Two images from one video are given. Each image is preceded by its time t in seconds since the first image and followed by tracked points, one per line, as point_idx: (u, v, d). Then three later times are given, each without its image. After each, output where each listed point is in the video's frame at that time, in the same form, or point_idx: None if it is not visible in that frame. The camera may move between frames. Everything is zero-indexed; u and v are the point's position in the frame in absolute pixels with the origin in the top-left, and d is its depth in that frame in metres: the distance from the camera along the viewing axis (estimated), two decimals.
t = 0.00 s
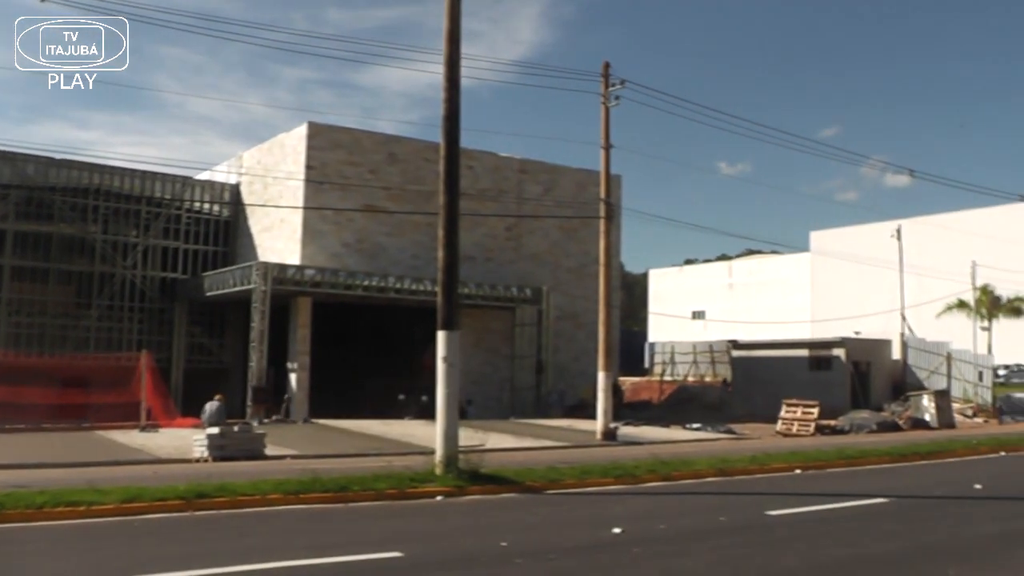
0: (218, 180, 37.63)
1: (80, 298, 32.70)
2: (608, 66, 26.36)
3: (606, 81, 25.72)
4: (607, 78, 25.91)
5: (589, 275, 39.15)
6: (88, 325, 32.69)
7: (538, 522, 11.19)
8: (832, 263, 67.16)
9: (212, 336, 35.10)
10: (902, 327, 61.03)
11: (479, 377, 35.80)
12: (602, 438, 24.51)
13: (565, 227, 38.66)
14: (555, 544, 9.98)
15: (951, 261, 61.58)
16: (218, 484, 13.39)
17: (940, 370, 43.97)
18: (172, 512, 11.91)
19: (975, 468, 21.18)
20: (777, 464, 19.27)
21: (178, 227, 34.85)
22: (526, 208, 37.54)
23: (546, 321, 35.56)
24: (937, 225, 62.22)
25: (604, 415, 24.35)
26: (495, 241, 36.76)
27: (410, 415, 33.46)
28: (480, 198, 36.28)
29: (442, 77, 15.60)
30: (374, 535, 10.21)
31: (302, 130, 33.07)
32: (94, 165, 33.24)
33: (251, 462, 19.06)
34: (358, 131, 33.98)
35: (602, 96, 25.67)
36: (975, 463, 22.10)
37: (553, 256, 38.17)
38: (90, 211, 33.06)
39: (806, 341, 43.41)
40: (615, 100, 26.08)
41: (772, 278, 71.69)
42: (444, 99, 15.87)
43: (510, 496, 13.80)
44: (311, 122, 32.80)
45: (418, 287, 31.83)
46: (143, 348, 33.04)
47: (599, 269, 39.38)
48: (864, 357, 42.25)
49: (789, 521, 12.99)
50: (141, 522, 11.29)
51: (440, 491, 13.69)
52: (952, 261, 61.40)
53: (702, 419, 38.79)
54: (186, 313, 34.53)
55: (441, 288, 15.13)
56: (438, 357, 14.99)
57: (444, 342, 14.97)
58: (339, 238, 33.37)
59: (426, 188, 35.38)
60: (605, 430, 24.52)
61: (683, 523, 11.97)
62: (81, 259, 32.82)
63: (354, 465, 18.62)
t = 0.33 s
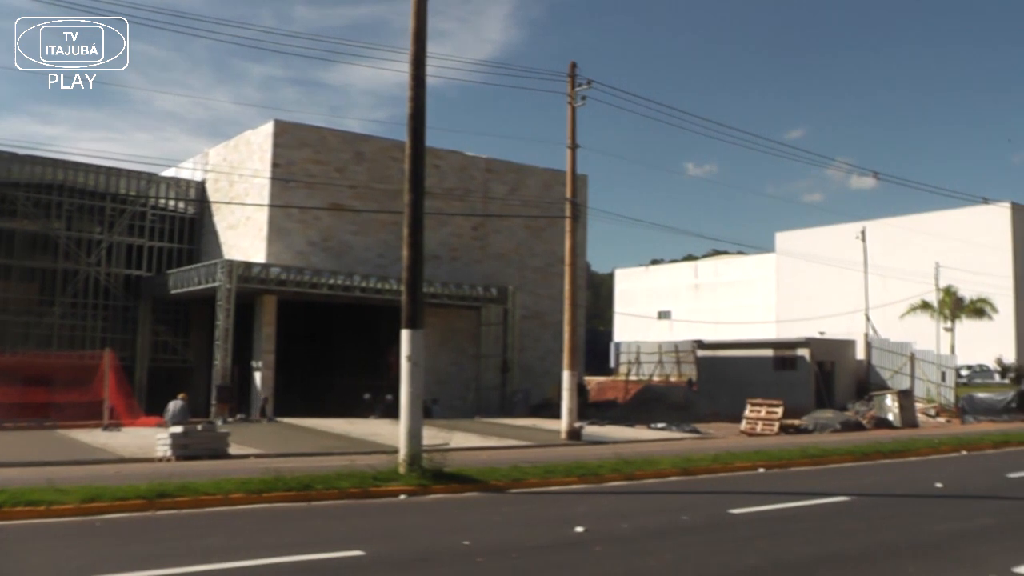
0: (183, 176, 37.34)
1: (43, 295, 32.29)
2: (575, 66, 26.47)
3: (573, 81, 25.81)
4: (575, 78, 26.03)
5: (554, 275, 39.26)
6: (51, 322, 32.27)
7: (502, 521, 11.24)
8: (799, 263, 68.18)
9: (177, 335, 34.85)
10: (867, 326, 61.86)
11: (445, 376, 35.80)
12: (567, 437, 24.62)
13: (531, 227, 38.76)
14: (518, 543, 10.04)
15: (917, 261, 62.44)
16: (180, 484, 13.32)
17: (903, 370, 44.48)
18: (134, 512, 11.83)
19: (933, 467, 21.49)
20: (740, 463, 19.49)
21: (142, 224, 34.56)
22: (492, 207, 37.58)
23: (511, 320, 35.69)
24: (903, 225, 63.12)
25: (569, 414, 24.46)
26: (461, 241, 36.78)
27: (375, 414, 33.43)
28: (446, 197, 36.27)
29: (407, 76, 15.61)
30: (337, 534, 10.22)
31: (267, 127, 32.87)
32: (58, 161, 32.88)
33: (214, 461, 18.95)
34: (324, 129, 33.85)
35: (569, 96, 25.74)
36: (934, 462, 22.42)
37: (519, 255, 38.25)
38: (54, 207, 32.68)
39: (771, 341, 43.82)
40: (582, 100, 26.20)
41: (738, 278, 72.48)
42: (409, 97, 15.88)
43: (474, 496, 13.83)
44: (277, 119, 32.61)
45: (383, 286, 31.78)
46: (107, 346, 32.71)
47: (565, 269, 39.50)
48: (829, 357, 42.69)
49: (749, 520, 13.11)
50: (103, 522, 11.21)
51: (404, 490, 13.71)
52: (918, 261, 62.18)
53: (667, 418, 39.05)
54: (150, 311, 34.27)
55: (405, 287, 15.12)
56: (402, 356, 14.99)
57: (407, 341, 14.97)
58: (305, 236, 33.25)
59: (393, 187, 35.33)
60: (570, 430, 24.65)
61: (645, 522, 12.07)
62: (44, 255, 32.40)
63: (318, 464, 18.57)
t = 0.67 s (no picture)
0: (145, 174, 37.00)
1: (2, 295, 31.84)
2: (539, 65, 26.58)
3: (538, 80, 25.90)
4: (539, 77, 26.13)
5: (518, 274, 39.32)
6: (9, 322, 31.81)
7: (462, 520, 11.28)
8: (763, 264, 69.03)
9: (138, 334, 34.54)
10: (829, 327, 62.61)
11: (409, 375, 35.76)
12: (529, 436, 24.71)
13: (495, 227, 38.82)
14: (479, 541, 10.08)
15: (879, 262, 63.30)
16: (140, 484, 13.22)
17: (864, 370, 45.01)
18: (93, 513, 11.73)
19: (891, 464, 21.80)
20: (702, 461, 19.66)
21: (104, 222, 34.17)
22: (457, 206, 37.59)
23: (475, 319, 35.77)
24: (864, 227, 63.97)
25: (532, 413, 24.54)
26: (425, 240, 36.76)
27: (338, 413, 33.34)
28: (410, 197, 36.25)
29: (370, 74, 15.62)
30: (298, 533, 10.20)
31: (230, 124, 32.65)
32: (18, 158, 32.44)
33: (175, 462, 18.82)
34: (288, 127, 33.69)
35: (533, 96, 25.83)
36: (893, 460, 22.73)
37: (483, 255, 38.29)
38: (13, 205, 32.21)
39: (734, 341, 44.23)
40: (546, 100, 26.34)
41: (702, 279, 73.18)
42: (372, 96, 15.89)
43: (436, 494, 13.86)
44: (240, 117, 32.40)
45: (347, 284, 31.66)
46: (67, 346, 32.32)
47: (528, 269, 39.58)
48: (791, 357, 43.12)
49: (710, 517, 13.24)
50: (60, 523, 11.10)
51: (365, 489, 13.71)
52: (881, 263, 63.07)
53: (630, 417, 39.29)
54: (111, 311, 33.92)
55: (367, 285, 15.13)
56: (364, 354, 14.99)
57: (369, 339, 14.97)
58: (268, 234, 33.06)
59: (356, 186, 35.27)
60: (533, 429, 24.75)
61: (606, 520, 12.15)
62: (3, 254, 31.95)
63: (280, 464, 18.50)
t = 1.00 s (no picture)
0: (108, 171, 36.65)
1: None
2: (503, 63, 26.66)
3: (502, 79, 25.99)
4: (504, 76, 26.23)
5: (483, 273, 39.38)
6: None
7: (425, 518, 11.34)
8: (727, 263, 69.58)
9: (101, 333, 34.23)
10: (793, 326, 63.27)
11: (373, 374, 35.72)
12: (493, 434, 24.79)
13: (459, 226, 38.85)
14: (440, 539, 10.14)
15: (841, 262, 64.03)
16: (101, 484, 13.17)
17: (828, 369, 45.56)
18: (53, 514, 11.65)
19: (851, 462, 22.12)
20: (665, 459, 19.84)
21: (66, 219, 33.77)
22: (421, 204, 37.58)
23: (439, 318, 35.82)
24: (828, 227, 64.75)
25: (496, 412, 24.63)
26: (389, 238, 36.72)
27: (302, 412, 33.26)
28: (375, 195, 36.19)
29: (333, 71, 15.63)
30: (260, 532, 10.20)
31: (193, 121, 32.43)
32: None
33: (137, 461, 18.70)
34: (251, 124, 33.50)
35: (498, 95, 25.91)
36: (854, 457, 23.04)
37: (447, 253, 38.31)
38: None
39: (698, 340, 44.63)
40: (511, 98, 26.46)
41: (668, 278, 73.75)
42: (336, 93, 15.89)
43: (398, 492, 13.91)
44: (203, 113, 32.18)
45: (311, 282, 31.54)
46: (28, 345, 31.93)
47: (492, 267, 39.64)
48: (755, 356, 43.54)
49: (671, 515, 13.39)
50: (19, 524, 11.01)
51: (328, 487, 13.72)
52: (845, 263, 63.78)
53: (595, 415, 39.51)
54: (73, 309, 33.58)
55: (330, 283, 15.13)
56: (327, 352, 14.99)
57: (332, 337, 14.98)
58: (232, 232, 32.89)
59: (320, 184, 35.18)
60: (497, 427, 24.83)
61: (568, 518, 12.25)
62: None
63: (243, 463, 18.45)
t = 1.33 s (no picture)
0: (85, 172, 36.46)
1: None
2: (480, 62, 26.75)
3: (480, 77, 26.07)
4: (481, 75, 26.31)
5: (461, 272, 39.43)
6: None
7: (404, 516, 11.40)
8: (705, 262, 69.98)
9: (79, 335, 34.06)
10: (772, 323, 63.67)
11: (352, 373, 35.71)
12: (473, 434, 24.86)
13: (437, 225, 38.89)
14: (420, 538, 10.19)
15: (819, 259, 64.46)
16: (81, 486, 13.17)
17: (807, 366, 45.91)
18: (33, 515, 11.64)
19: (828, 458, 22.31)
20: (645, 456, 19.98)
21: (43, 221, 33.57)
22: (398, 204, 37.60)
23: (418, 317, 35.86)
24: (807, 225, 65.26)
25: (475, 411, 24.71)
26: (367, 238, 36.73)
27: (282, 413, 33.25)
28: (352, 194, 36.18)
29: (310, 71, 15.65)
30: (241, 532, 10.25)
31: (170, 121, 32.31)
32: None
33: (118, 463, 18.68)
34: (228, 124, 33.41)
35: (475, 94, 25.98)
36: (833, 454, 23.27)
37: (425, 253, 38.34)
38: None
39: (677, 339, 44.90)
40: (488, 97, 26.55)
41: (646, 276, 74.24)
42: (313, 93, 15.92)
43: (377, 491, 13.96)
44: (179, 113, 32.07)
45: (290, 283, 31.48)
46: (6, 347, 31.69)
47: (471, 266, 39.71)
48: (734, 353, 43.78)
49: (650, 511, 13.50)
50: None
51: (308, 487, 13.75)
52: (823, 260, 64.20)
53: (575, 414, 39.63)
54: (51, 311, 33.40)
55: (309, 283, 15.16)
56: (306, 352, 15.02)
57: (311, 337, 15.02)
58: (210, 233, 32.82)
59: (298, 184, 35.14)
60: (477, 427, 24.90)
61: (548, 516, 12.35)
62: None
63: (222, 464, 18.45)
